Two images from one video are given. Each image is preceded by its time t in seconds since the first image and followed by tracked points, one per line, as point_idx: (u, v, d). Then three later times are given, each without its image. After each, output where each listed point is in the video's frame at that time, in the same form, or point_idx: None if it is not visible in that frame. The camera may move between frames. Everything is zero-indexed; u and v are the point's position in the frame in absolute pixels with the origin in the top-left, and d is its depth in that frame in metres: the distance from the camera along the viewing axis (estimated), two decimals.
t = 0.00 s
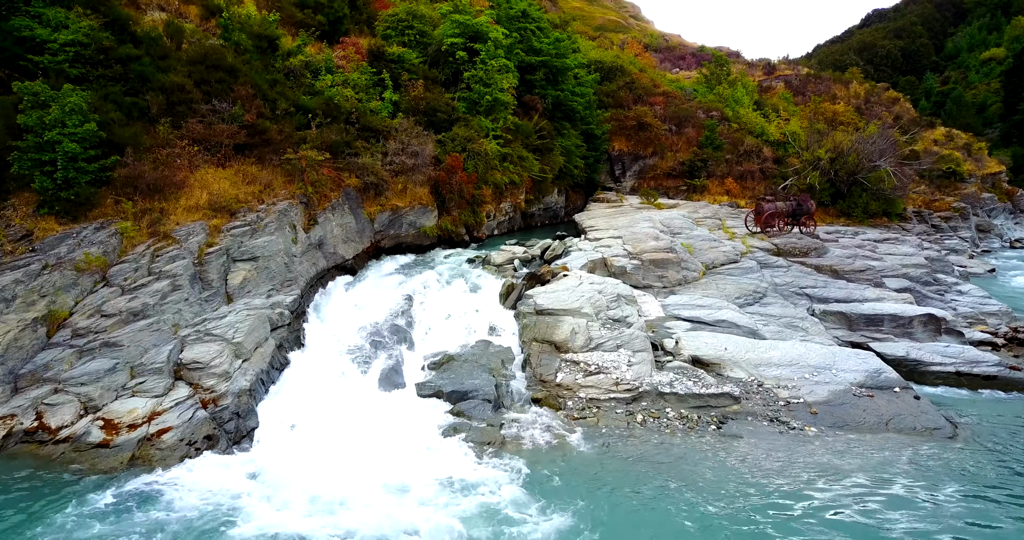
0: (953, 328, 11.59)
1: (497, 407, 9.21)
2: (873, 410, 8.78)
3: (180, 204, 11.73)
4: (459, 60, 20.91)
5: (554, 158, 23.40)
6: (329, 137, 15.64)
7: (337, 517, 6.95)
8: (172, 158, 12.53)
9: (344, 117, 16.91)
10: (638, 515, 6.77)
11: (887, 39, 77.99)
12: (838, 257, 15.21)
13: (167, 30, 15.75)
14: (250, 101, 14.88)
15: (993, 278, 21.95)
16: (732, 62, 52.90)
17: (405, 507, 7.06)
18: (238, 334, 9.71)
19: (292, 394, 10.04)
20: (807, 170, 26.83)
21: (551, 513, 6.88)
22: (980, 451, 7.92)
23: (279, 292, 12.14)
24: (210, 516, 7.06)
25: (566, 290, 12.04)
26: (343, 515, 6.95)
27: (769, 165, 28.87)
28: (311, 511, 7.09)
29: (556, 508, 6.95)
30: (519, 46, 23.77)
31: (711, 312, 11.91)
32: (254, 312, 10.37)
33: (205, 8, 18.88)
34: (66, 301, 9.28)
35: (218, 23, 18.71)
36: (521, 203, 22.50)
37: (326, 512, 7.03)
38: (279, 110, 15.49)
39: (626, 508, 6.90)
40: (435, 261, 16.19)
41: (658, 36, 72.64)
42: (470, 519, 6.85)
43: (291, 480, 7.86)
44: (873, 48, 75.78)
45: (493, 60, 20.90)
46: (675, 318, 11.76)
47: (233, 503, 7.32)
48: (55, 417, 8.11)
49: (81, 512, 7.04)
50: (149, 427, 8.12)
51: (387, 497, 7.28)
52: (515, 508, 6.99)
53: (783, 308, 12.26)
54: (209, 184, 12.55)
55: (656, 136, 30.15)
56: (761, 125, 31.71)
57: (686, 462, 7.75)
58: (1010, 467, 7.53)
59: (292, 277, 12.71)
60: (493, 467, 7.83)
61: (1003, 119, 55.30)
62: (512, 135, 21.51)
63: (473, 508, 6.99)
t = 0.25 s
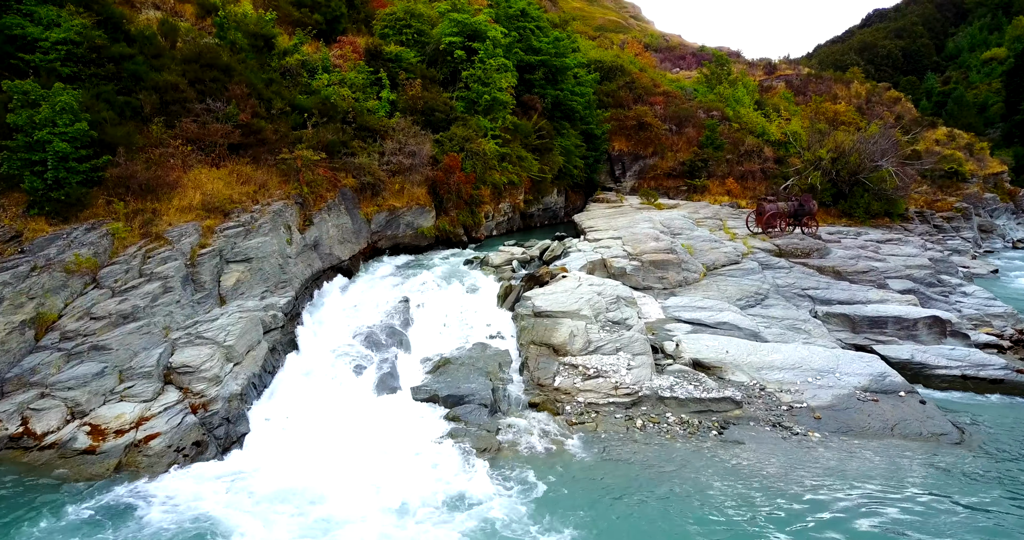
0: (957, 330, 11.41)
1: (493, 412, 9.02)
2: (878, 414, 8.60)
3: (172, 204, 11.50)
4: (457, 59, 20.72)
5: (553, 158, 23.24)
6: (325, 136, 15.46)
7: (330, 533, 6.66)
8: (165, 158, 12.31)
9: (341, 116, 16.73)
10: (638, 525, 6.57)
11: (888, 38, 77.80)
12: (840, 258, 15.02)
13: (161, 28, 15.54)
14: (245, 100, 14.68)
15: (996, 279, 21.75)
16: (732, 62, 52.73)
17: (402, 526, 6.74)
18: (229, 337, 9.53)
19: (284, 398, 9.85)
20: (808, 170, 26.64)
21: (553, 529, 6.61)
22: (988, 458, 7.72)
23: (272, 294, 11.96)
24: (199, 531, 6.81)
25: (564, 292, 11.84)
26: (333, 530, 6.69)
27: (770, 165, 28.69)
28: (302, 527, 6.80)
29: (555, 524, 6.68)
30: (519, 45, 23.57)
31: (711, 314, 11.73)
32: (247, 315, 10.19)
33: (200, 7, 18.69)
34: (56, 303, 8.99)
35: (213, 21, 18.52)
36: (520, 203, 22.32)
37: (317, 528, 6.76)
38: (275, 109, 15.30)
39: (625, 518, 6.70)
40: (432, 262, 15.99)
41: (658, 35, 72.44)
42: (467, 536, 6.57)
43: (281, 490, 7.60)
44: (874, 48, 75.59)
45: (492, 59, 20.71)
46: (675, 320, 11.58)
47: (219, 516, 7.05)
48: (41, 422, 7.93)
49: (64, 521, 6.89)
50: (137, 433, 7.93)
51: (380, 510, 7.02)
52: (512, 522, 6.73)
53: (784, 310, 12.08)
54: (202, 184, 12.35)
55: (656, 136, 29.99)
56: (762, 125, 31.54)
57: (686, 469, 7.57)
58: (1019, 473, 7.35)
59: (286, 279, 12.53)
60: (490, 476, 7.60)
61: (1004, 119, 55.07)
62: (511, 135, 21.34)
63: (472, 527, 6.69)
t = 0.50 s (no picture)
0: (960, 331, 11.30)
1: (491, 415, 8.91)
2: (882, 418, 8.48)
3: (167, 204, 11.37)
4: (456, 58, 20.61)
5: (553, 158, 23.14)
6: (323, 136, 15.35)
7: None
8: (160, 158, 12.19)
9: (339, 116, 16.62)
10: (638, 532, 6.45)
11: (889, 38, 77.62)
12: (842, 258, 14.91)
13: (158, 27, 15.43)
14: (242, 99, 14.56)
15: (999, 279, 21.62)
16: (733, 62, 52.60)
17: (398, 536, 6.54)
18: (223, 340, 9.41)
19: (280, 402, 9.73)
20: (809, 170, 26.52)
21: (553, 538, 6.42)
22: (995, 462, 7.58)
23: (268, 296, 11.85)
24: None
25: (564, 293, 11.72)
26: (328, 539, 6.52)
27: (771, 165, 28.57)
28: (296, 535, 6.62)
29: (552, 534, 6.50)
30: (518, 44, 23.44)
31: (712, 315, 11.61)
32: (242, 316, 10.07)
33: (198, 6, 18.58)
34: (49, 305, 8.86)
35: (211, 20, 18.40)
36: (520, 203, 22.21)
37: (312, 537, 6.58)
38: (272, 108, 15.18)
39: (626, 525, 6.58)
40: (431, 263, 15.87)
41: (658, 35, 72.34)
42: None
43: (272, 498, 7.42)
44: (875, 48, 75.43)
45: (491, 58, 20.60)
46: (675, 321, 11.47)
47: (206, 527, 6.85)
48: (32, 426, 7.78)
49: (54, 529, 6.78)
50: (130, 437, 7.83)
51: (372, 519, 6.83)
52: (508, 532, 6.55)
53: (786, 311, 11.96)
54: (197, 184, 12.21)
55: (656, 136, 29.90)
56: (763, 125, 31.43)
57: (687, 473, 7.46)
58: None
59: (283, 280, 12.41)
60: (485, 485, 7.42)
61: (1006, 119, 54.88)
62: (510, 135, 21.24)
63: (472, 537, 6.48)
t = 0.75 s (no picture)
0: (963, 331, 11.22)
1: (490, 415, 8.85)
2: (884, 418, 8.41)
3: (165, 204, 11.30)
4: (456, 57, 20.54)
5: (553, 157, 23.07)
6: (321, 135, 15.28)
7: None
8: (158, 157, 12.11)
9: (338, 115, 16.55)
10: (639, 534, 6.40)
11: (890, 36, 77.41)
12: (844, 258, 14.83)
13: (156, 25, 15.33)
14: (241, 98, 14.47)
15: (1001, 279, 21.53)
16: (734, 60, 52.52)
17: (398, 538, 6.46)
18: (221, 340, 9.35)
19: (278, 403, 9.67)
20: (810, 169, 26.45)
21: None
22: (999, 463, 7.52)
23: (266, 295, 11.79)
24: None
25: (563, 293, 11.65)
26: None
27: (771, 163, 28.49)
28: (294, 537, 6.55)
29: (552, 536, 6.43)
30: (518, 42, 23.34)
31: (712, 314, 11.54)
32: (240, 316, 10.03)
33: (197, 4, 18.49)
34: (45, 305, 8.79)
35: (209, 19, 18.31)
36: (520, 202, 22.13)
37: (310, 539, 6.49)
38: (271, 107, 15.10)
39: (627, 527, 6.51)
40: (430, 262, 15.79)
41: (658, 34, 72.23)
42: None
43: (269, 500, 7.34)
44: (876, 46, 75.28)
45: (491, 57, 20.53)
46: (675, 321, 11.41)
47: (203, 529, 6.78)
48: (28, 427, 7.71)
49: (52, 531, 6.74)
50: (127, 438, 7.79)
51: (369, 521, 6.75)
52: (507, 534, 6.48)
53: (787, 311, 11.89)
54: (195, 182, 12.13)
55: (656, 134, 29.84)
56: (763, 123, 31.35)
57: (689, 474, 7.40)
58: None
59: (281, 279, 12.34)
60: (484, 486, 7.36)
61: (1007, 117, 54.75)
62: (510, 134, 21.18)
63: None
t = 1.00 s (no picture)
0: (964, 330, 11.19)
1: (490, 415, 8.82)
2: (885, 418, 8.38)
3: (164, 203, 11.26)
4: (456, 55, 20.48)
5: (553, 156, 23.02)
6: (321, 134, 15.24)
7: None
8: (157, 156, 12.06)
9: (338, 114, 16.51)
10: (639, 534, 6.37)
11: (891, 35, 77.30)
12: (844, 257, 14.79)
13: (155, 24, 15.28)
14: (240, 97, 14.42)
15: (1002, 278, 21.48)
16: (734, 59, 52.49)
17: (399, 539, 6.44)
18: (220, 340, 9.33)
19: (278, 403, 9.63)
20: (810, 168, 26.41)
21: None
22: (1001, 463, 7.49)
23: (265, 295, 11.75)
24: None
25: (564, 293, 11.61)
26: None
27: (772, 162, 28.45)
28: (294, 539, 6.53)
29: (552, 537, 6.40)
30: (519, 41, 23.27)
31: (712, 314, 11.50)
32: (239, 315, 10.01)
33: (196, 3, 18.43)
34: (44, 305, 8.76)
35: (208, 18, 18.24)
36: (520, 201, 22.10)
37: None
38: (271, 106, 15.06)
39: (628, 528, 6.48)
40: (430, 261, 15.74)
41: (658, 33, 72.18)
42: None
43: (269, 501, 7.31)
44: (876, 45, 75.17)
45: (491, 55, 20.48)
46: (675, 320, 11.37)
47: (201, 530, 6.75)
48: (26, 427, 7.69)
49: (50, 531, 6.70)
50: (126, 438, 7.77)
51: (369, 522, 6.73)
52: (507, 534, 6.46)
53: (788, 310, 11.87)
54: (195, 182, 12.10)
55: (656, 133, 29.81)
56: (764, 122, 31.31)
57: (690, 474, 7.37)
58: None
59: (280, 279, 12.30)
60: (484, 486, 7.33)
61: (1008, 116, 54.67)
62: (510, 133, 21.14)
63: None
